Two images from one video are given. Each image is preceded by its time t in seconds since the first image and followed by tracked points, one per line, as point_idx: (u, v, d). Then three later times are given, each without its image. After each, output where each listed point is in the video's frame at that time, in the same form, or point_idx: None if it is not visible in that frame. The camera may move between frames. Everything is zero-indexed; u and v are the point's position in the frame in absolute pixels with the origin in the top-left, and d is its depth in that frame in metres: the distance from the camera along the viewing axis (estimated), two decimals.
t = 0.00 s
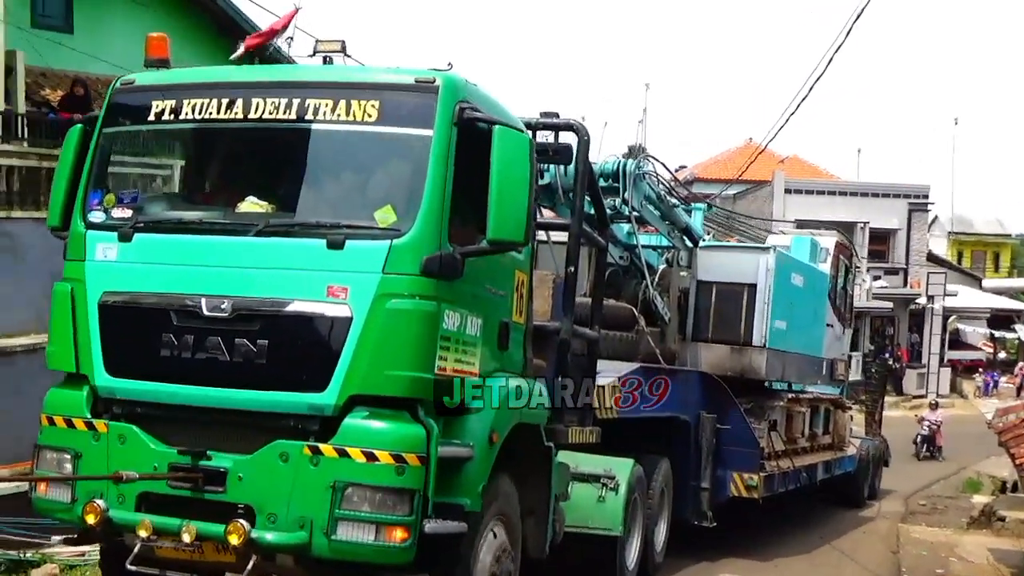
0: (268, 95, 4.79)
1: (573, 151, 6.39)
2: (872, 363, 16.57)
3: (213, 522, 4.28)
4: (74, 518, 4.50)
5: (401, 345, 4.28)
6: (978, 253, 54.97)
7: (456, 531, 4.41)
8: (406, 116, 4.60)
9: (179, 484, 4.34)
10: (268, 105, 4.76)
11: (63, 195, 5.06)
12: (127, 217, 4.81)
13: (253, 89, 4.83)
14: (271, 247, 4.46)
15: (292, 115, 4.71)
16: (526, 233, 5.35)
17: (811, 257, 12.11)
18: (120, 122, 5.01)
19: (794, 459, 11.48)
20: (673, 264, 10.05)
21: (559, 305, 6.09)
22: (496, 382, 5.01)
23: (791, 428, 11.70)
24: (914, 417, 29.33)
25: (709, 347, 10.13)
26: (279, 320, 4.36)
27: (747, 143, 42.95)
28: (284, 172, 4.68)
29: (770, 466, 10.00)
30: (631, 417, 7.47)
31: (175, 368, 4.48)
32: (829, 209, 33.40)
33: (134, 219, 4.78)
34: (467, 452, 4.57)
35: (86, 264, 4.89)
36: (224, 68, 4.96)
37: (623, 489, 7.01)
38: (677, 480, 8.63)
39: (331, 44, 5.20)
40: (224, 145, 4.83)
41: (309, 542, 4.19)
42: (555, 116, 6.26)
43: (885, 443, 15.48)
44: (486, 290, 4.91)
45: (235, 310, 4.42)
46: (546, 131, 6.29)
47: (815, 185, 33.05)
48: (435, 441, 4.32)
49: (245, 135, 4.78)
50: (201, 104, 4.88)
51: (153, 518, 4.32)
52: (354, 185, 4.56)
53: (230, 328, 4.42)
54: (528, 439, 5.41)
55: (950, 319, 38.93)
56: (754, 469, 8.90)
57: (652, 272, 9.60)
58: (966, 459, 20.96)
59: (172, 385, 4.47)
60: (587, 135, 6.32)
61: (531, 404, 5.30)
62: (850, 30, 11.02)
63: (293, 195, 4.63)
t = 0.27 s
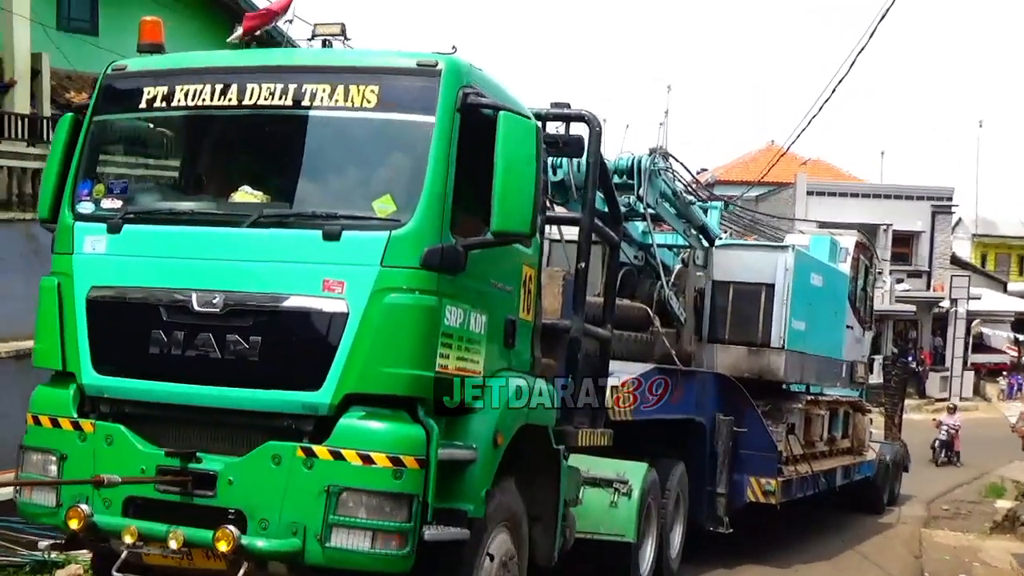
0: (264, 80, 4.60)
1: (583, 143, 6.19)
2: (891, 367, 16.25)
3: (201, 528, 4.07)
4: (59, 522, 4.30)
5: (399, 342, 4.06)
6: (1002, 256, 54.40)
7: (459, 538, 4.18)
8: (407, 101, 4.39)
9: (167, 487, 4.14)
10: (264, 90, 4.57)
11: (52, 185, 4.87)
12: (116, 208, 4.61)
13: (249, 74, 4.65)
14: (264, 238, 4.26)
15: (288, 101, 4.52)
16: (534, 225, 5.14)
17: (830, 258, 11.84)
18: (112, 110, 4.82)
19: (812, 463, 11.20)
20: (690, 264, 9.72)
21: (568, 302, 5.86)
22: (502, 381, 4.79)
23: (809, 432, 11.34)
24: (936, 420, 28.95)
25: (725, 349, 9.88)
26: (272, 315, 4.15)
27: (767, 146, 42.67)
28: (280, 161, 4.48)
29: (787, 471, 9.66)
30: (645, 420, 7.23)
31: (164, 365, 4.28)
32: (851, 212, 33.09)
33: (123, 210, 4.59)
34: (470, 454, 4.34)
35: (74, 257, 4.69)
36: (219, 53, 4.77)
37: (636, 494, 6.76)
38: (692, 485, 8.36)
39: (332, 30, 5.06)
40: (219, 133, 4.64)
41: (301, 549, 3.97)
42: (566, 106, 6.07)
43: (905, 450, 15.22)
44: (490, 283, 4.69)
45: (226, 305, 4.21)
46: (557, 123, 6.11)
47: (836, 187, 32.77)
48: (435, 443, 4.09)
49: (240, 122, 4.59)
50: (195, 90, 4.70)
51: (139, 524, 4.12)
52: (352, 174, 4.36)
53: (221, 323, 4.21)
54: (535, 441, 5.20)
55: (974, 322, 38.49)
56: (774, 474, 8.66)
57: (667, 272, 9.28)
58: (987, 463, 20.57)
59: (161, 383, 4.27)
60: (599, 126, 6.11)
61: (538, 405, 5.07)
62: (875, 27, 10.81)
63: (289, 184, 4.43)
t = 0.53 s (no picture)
0: (243, 67, 4.42)
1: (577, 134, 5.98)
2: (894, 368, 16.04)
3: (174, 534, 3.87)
4: (28, 528, 4.12)
5: (381, 339, 3.87)
6: (1008, 257, 54.13)
7: (446, 544, 4.00)
8: (391, 88, 4.21)
9: (141, 491, 3.95)
10: (243, 78, 4.39)
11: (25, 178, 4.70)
12: (90, 200, 4.44)
13: (228, 60, 4.46)
14: (242, 232, 4.08)
15: (268, 88, 4.34)
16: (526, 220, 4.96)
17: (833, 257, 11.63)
18: (86, 99, 4.65)
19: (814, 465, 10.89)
20: (689, 262, 9.50)
21: (563, 300, 5.68)
22: (493, 380, 4.61)
23: (813, 434, 11.17)
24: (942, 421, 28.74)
25: (726, 349, 9.68)
26: (249, 312, 3.97)
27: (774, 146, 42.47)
28: (259, 151, 4.30)
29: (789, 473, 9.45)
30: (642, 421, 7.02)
31: (137, 363, 4.10)
32: (857, 213, 32.90)
33: (97, 203, 4.41)
34: (458, 457, 4.15)
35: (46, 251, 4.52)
36: (197, 39, 4.59)
37: (634, 497, 6.57)
38: (692, 488, 8.18)
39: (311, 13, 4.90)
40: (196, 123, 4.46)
41: (279, 556, 3.79)
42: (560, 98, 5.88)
43: (909, 451, 14.99)
44: (479, 279, 4.51)
45: (202, 301, 4.02)
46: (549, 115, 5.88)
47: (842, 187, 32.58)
48: (421, 446, 3.91)
49: (218, 111, 4.41)
50: (172, 77, 4.52)
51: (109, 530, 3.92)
52: (334, 164, 4.18)
53: (196, 320, 4.03)
54: (528, 443, 5.01)
55: (979, 323, 38.28)
56: (775, 476, 8.46)
57: (668, 271, 9.03)
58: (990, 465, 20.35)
59: (134, 382, 4.09)
60: (595, 119, 5.92)
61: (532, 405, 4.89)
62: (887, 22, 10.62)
63: (269, 175, 4.25)
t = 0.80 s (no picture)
0: (235, 57, 4.35)
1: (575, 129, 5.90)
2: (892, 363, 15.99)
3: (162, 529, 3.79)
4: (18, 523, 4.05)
5: (372, 332, 3.79)
6: (1004, 257, 54.18)
7: (441, 540, 3.92)
8: (382, 77, 4.14)
9: (130, 486, 3.88)
10: (234, 68, 4.32)
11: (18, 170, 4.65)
12: (80, 191, 4.38)
13: (220, 50, 4.39)
14: (233, 223, 4.01)
15: (259, 79, 4.27)
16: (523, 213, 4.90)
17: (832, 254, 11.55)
18: (79, 91, 4.59)
19: (813, 460, 10.81)
20: (692, 260, 9.41)
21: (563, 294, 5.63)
22: (489, 374, 4.55)
23: (812, 430, 11.12)
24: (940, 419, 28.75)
25: (727, 345, 9.62)
26: (239, 304, 3.90)
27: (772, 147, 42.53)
28: (251, 141, 4.24)
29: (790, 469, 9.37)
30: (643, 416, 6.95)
31: (127, 357, 4.03)
32: (856, 213, 32.93)
33: (87, 194, 4.35)
34: (453, 451, 4.08)
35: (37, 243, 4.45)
36: (189, 29, 4.52)
37: (636, 493, 6.52)
38: (693, 481, 8.08)
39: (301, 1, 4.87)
40: (187, 114, 4.40)
41: (269, 553, 3.71)
42: (559, 91, 5.82)
43: (906, 446, 14.81)
44: (475, 271, 4.44)
45: (192, 293, 3.95)
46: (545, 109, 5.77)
47: (841, 189, 32.61)
48: (414, 440, 3.83)
49: (209, 102, 4.35)
50: (163, 68, 4.45)
51: (97, 524, 3.84)
52: (326, 155, 4.11)
53: (187, 313, 3.96)
54: (526, 436, 4.94)
55: (977, 322, 38.34)
56: (775, 471, 8.45)
57: (669, 269, 9.03)
58: (987, 460, 20.32)
59: (124, 377, 4.03)
60: (594, 113, 5.86)
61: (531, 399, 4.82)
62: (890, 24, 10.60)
63: (261, 166, 4.18)
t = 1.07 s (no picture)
0: (238, 44, 4.27)
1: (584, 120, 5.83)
2: (904, 357, 15.86)
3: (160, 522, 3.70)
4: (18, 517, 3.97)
5: (374, 322, 3.70)
6: (1014, 257, 54.03)
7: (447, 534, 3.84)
8: (386, 63, 4.06)
9: (130, 479, 3.80)
10: (237, 55, 4.24)
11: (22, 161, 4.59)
12: (82, 181, 4.33)
13: (223, 37, 4.31)
14: (235, 211, 3.94)
15: (261, 65, 4.19)
16: (531, 203, 4.82)
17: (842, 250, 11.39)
18: (83, 81, 4.53)
19: (824, 455, 10.73)
20: (703, 256, 9.40)
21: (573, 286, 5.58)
22: (496, 366, 4.47)
23: (824, 424, 11.05)
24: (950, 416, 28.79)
25: (738, 340, 9.54)
26: (240, 293, 3.82)
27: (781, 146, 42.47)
28: (254, 129, 4.17)
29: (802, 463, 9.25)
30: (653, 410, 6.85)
31: (128, 349, 3.97)
32: (866, 214, 32.89)
33: (90, 184, 4.29)
34: (458, 444, 3.99)
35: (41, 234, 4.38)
36: (192, 17, 4.44)
37: (648, 486, 6.50)
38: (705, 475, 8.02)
39: None
40: (191, 101, 4.33)
41: (270, 547, 3.63)
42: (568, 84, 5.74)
43: (916, 441, 14.70)
44: (481, 262, 4.36)
45: (193, 282, 3.88)
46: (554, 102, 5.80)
47: (852, 191, 32.59)
48: (417, 432, 3.74)
49: (212, 90, 4.28)
50: (166, 56, 4.38)
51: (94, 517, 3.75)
52: (329, 143, 4.03)
53: (188, 303, 3.89)
54: (535, 427, 4.85)
55: (986, 320, 38.33)
56: (787, 465, 8.30)
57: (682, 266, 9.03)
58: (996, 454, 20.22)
59: (124, 369, 3.96)
60: (605, 105, 5.75)
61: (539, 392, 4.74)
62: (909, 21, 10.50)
63: (263, 155, 4.11)
